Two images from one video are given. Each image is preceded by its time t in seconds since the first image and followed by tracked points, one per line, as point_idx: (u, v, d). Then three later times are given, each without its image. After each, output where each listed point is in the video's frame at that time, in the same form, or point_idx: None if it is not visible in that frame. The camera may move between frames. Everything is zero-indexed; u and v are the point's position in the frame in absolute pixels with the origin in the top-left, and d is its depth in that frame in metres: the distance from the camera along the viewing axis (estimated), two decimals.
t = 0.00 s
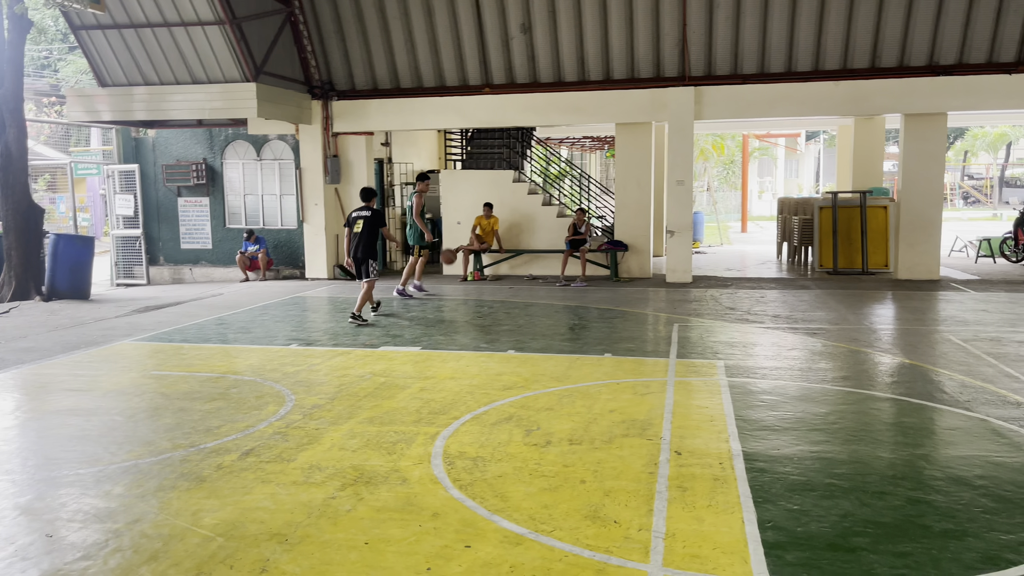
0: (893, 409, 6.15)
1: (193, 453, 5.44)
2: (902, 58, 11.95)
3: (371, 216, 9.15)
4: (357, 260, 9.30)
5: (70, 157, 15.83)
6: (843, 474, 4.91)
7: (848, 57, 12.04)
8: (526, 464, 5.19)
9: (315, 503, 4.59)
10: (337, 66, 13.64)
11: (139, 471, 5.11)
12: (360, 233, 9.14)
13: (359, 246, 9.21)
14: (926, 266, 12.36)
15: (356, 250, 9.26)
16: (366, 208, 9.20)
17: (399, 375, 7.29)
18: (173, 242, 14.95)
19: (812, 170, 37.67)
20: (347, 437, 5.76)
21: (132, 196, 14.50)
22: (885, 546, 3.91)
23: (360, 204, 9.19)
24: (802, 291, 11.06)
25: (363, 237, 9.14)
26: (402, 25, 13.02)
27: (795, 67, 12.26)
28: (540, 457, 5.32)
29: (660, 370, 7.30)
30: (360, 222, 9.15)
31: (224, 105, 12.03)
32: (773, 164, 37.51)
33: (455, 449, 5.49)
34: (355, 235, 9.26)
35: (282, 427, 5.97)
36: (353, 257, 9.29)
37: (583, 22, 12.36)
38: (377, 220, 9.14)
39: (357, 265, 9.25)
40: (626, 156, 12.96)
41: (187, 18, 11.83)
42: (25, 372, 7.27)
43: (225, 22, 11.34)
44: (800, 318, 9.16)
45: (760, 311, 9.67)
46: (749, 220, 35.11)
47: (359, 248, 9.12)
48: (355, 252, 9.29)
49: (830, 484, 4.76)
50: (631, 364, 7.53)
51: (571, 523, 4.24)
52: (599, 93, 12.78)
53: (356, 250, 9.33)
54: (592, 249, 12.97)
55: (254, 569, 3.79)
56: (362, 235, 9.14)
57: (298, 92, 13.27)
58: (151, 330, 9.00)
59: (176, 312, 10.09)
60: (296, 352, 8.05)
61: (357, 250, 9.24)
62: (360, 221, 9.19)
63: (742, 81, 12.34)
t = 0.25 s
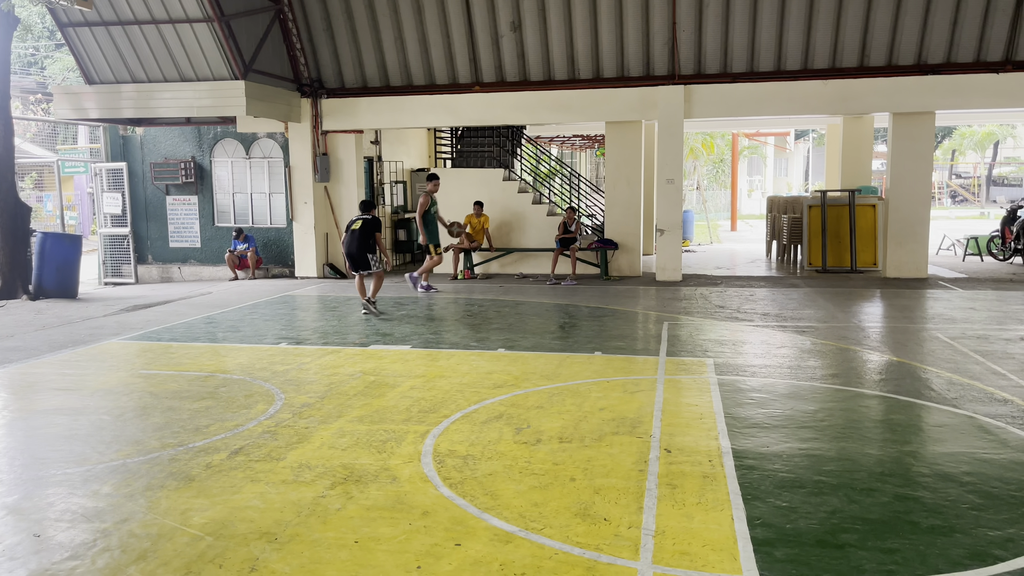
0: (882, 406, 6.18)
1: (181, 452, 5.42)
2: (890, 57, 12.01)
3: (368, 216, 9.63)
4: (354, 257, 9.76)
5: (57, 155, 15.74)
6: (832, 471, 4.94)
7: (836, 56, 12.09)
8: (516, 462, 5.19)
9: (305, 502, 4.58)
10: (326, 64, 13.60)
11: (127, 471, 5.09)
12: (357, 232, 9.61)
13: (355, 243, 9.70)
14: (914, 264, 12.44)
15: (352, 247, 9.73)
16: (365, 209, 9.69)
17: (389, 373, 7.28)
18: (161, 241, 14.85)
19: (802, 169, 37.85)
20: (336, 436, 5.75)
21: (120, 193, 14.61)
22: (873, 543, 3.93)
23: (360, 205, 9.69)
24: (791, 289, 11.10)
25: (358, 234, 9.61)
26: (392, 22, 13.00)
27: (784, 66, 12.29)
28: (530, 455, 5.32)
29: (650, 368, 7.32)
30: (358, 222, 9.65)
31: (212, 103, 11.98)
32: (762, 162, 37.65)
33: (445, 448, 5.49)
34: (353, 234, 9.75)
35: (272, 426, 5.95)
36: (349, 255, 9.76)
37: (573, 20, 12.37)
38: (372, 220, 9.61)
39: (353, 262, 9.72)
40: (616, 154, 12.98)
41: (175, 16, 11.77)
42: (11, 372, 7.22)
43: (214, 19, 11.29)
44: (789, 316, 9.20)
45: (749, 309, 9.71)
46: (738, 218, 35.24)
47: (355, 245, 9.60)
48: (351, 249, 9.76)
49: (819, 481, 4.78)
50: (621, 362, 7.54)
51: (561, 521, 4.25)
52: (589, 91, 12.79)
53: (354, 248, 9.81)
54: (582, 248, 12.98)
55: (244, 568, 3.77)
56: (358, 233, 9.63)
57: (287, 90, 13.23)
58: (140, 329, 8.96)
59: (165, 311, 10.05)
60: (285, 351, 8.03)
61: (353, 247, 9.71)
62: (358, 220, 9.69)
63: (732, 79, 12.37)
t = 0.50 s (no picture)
0: (872, 404, 6.22)
1: (172, 451, 5.40)
2: (880, 57, 12.07)
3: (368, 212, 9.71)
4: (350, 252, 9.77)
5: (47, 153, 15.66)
6: (823, 468, 4.96)
7: (827, 55, 12.14)
8: (508, 460, 5.19)
9: (297, 500, 4.57)
10: (318, 62, 13.58)
11: (118, 470, 5.07)
12: (355, 227, 9.67)
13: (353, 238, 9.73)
14: (904, 263, 12.51)
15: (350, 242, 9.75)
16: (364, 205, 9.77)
17: (381, 372, 7.28)
18: (152, 240, 14.81)
19: (793, 168, 38.01)
20: (328, 434, 5.74)
21: (111, 191, 14.53)
22: (864, 540, 3.95)
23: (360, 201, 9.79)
24: (782, 288, 11.15)
25: (357, 229, 9.66)
26: (383, 21, 12.98)
27: (775, 65, 12.33)
28: (523, 453, 5.32)
29: (642, 366, 7.33)
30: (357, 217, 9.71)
31: (203, 101, 11.94)
32: (754, 161, 37.79)
33: (437, 446, 5.49)
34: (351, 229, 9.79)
35: (263, 425, 5.94)
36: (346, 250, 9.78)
37: (565, 19, 12.38)
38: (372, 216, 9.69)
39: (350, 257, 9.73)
40: (608, 153, 13.00)
41: (166, 13, 11.72)
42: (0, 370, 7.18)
43: (205, 17, 11.25)
44: (780, 315, 9.23)
45: (740, 307, 9.74)
46: (730, 217, 35.37)
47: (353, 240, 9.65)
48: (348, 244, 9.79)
49: (810, 478, 4.80)
50: (613, 360, 7.55)
51: (553, 519, 4.25)
52: (581, 90, 12.81)
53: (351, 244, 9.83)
54: (574, 246, 13.00)
55: (235, 567, 3.77)
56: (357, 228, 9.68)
57: (278, 89, 13.20)
58: (130, 328, 8.92)
59: (156, 310, 10.02)
60: (277, 349, 8.01)
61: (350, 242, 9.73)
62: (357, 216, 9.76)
63: (723, 78, 12.42)
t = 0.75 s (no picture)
0: (865, 403, 6.23)
1: (166, 450, 5.39)
2: (874, 56, 12.10)
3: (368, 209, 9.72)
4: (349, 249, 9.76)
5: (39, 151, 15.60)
6: (816, 467, 4.97)
7: (821, 55, 12.17)
8: (502, 459, 5.19)
9: (291, 499, 4.57)
10: (312, 61, 13.55)
11: (111, 469, 5.05)
12: (355, 224, 9.67)
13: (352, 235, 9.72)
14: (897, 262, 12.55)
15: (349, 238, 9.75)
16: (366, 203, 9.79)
17: (375, 370, 7.27)
18: (145, 238, 14.76)
19: (787, 167, 38.08)
20: (322, 433, 5.73)
21: (103, 190, 14.27)
22: (857, 538, 3.97)
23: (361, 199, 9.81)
24: (776, 287, 11.17)
25: (357, 226, 9.66)
26: (378, 19, 12.97)
27: (769, 64, 12.36)
28: (517, 451, 5.33)
29: (636, 365, 7.34)
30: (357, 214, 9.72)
31: (197, 99, 11.91)
32: (748, 161, 37.86)
33: (432, 445, 5.48)
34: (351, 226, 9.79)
35: (257, 424, 5.93)
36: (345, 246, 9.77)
37: (560, 18, 12.38)
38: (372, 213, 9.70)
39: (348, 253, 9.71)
40: (602, 152, 13.01)
41: (159, 11, 11.68)
42: None
43: (198, 15, 11.22)
44: (774, 314, 9.25)
45: (734, 306, 9.75)
46: (723, 216, 35.42)
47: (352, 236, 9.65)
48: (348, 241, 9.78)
49: (803, 476, 4.81)
50: (607, 359, 7.56)
51: (548, 518, 4.26)
52: (575, 89, 12.81)
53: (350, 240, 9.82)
54: (569, 245, 13.00)
55: (229, 566, 3.76)
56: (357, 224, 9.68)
57: (272, 87, 13.17)
58: (123, 326, 8.89)
59: (149, 308, 9.98)
60: (271, 348, 7.99)
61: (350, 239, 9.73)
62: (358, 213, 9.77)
63: (717, 78, 12.43)
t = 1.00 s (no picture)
0: (862, 403, 6.25)
1: (162, 449, 5.38)
2: (871, 58, 12.12)
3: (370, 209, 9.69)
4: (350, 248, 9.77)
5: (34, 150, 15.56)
6: (812, 467, 4.98)
7: (818, 56, 12.20)
8: (498, 459, 5.19)
9: (287, 499, 4.56)
10: (309, 60, 13.54)
11: (107, 468, 5.04)
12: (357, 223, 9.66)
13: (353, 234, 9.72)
14: (894, 263, 12.57)
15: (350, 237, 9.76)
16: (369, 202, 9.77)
17: (372, 370, 7.26)
18: (142, 237, 14.75)
19: (783, 168, 38.13)
20: (319, 433, 5.73)
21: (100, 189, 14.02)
22: (853, 538, 3.98)
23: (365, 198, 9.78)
24: (772, 287, 11.18)
25: (358, 225, 9.65)
26: (375, 18, 12.96)
27: (766, 65, 12.37)
28: (514, 451, 5.33)
29: (633, 365, 7.35)
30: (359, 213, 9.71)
31: (194, 98, 11.89)
32: (745, 161, 37.91)
33: (429, 445, 5.48)
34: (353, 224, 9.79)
35: (253, 423, 5.92)
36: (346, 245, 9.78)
37: (557, 18, 12.38)
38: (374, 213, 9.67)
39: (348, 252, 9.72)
40: (599, 152, 13.02)
41: (156, 10, 11.66)
42: None
43: (195, 14, 11.20)
44: (771, 314, 9.25)
45: (731, 307, 9.76)
46: (720, 216, 35.47)
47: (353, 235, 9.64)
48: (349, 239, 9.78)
49: (800, 477, 4.82)
50: (604, 359, 7.56)
51: (544, 518, 4.26)
52: (573, 89, 12.82)
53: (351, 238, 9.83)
54: (566, 245, 13.01)
55: (226, 566, 3.76)
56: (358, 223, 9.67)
57: (269, 86, 13.15)
58: (119, 326, 8.87)
59: (145, 308, 9.95)
60: (267, 347, 7.99)
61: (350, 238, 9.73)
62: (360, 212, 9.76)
63: (715, 78, 12.45)
